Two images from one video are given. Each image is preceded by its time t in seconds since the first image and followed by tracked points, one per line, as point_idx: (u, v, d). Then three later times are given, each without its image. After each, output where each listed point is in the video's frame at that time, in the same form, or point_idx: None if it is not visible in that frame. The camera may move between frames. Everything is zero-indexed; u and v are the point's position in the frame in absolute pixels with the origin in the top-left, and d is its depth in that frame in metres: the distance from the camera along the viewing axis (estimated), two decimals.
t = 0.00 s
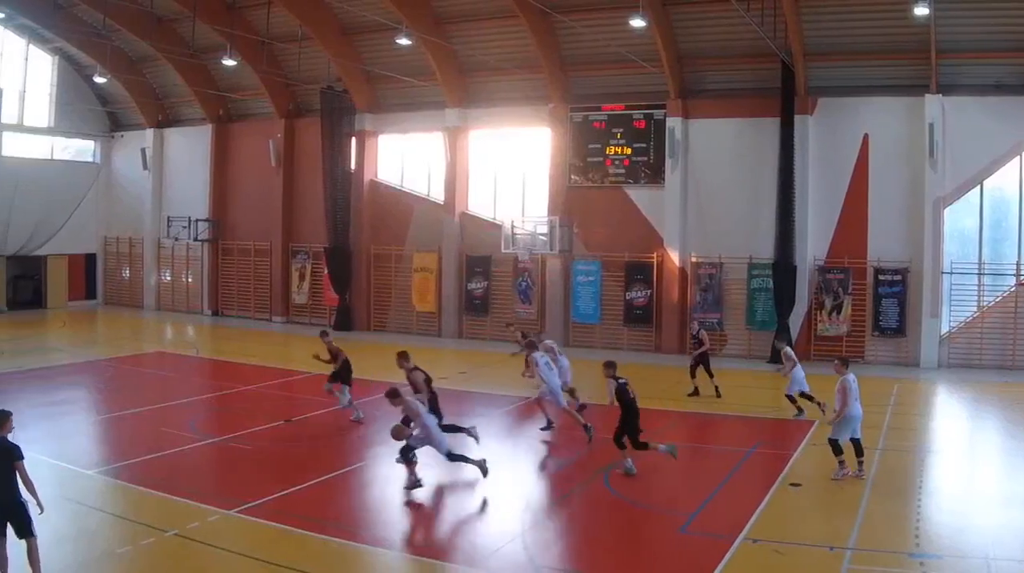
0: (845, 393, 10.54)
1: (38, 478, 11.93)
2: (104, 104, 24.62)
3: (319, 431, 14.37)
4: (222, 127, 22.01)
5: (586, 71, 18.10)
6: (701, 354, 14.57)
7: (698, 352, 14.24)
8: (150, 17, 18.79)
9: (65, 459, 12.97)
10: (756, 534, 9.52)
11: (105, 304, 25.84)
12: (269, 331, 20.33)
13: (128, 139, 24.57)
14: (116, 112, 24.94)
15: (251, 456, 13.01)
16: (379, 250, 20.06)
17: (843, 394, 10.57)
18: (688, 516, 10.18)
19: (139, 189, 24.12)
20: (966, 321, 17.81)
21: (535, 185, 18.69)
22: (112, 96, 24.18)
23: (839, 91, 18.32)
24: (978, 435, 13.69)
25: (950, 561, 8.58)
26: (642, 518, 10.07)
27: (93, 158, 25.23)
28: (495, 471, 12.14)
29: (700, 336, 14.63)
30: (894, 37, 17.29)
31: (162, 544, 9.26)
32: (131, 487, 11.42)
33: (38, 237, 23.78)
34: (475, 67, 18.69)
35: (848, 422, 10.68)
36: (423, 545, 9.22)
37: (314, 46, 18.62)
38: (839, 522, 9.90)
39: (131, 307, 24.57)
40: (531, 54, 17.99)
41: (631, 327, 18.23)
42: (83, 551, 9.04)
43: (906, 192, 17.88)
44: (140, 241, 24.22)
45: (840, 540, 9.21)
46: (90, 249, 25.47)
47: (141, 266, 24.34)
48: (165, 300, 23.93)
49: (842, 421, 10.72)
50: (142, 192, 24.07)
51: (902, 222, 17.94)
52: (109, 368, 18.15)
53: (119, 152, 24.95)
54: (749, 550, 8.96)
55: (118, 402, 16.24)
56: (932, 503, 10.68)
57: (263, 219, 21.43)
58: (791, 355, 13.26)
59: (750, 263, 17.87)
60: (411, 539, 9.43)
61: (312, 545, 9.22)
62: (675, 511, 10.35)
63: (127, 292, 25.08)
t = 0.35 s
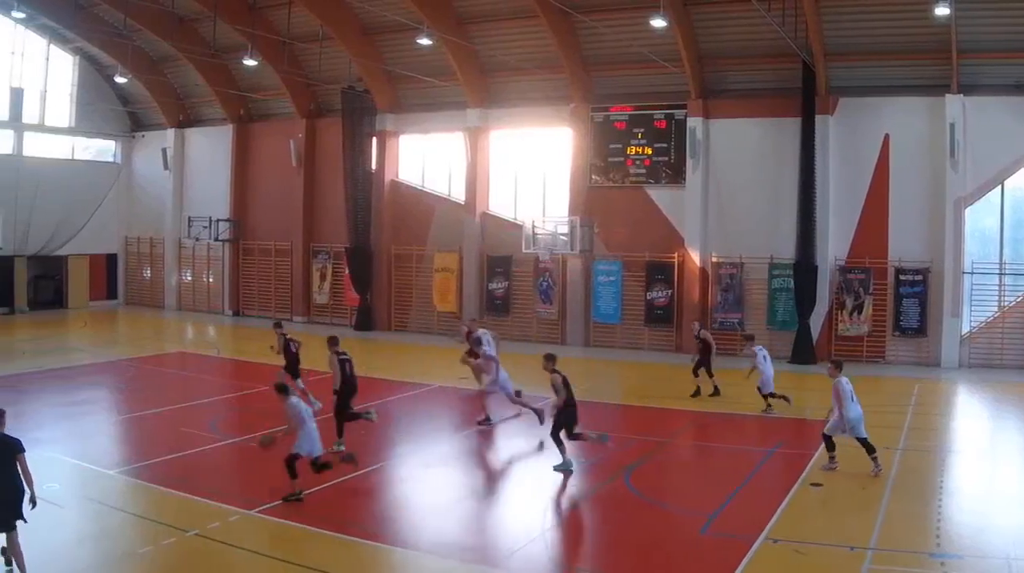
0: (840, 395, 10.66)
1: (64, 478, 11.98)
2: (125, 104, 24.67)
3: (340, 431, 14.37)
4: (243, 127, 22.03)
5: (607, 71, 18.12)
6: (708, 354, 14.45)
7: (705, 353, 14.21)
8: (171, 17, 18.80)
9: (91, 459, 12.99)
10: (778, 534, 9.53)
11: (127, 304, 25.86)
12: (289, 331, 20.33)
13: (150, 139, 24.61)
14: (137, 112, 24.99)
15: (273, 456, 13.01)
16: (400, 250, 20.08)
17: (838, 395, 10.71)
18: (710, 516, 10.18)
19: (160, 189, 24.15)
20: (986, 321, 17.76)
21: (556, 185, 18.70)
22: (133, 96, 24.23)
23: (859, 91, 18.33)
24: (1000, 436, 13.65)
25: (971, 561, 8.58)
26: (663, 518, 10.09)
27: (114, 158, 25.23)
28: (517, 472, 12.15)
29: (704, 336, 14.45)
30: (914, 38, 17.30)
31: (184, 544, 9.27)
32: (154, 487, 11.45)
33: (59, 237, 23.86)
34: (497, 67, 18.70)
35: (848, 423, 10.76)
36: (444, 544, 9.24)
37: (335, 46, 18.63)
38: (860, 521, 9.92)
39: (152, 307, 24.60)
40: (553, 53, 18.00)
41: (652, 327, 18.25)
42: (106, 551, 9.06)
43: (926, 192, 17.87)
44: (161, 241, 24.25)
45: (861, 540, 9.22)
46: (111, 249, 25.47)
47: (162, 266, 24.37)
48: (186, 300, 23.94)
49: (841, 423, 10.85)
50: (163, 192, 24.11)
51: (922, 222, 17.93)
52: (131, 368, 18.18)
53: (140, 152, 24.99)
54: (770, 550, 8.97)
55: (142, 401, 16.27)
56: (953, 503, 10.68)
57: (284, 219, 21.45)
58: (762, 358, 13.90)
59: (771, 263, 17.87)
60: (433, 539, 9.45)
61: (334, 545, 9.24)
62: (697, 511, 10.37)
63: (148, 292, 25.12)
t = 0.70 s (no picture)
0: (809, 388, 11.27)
1: (83, 478, 11.98)
2: (143, 104, 24.67)
3: (359, 431, 14.36)
4: (261, 127, 22.01)
5: (626, 71, 18.11)
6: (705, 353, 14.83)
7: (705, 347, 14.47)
8: (189, 17, 18.78)
9: (111, 457, 12.96)
10: (796, 534, 9.53)
11: (144, 304, 25.85)
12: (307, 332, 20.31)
13: (168, 139, 24.61)
14: (155, 112, 25.00)
15: (293, 456, 13.00)
16: (418, 250, 20.08)
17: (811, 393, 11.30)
18: (729, 516, 10.18)
19: (179, 189, 24.15)
20: (1004, 321, 17.66)
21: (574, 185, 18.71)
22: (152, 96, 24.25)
23: (878, 91, 18.29)
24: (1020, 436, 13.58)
25: (990, 561, 8.57)
26: (681, 518, 10.09)
27: (131, 159, 25.21)
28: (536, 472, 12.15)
29: (695, 335, 14.73)
30: (932, 37, 17.27)
31: (203, 544, 9.26)
32: (172, 486, 11.45)
33: (77, 237, 23.76)
34: (515, 67, 18.70)
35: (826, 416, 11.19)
36: (461, 545, 9.23)
37: (353, 45, 18.63)
38: (878, 521, 9.91)
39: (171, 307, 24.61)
40: (571, 53, 17.98)
41: (670, 327, 18.27)
42: (125, 551, 9.06)
43: (944, 192, 17.81)
44: (179, 241, 24.26)
45: (880, 540, 9.21)
46: (128, 249, 25.45)
47: (180, 265, 24.37)
48: (205, 300, 23.93)
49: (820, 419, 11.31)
50: (181, 192, 24.10)
51: (940, 222, 17.86)
52: (149, 368, 18.19)
53: (158, 152, 25.00)
54: (789, 550, 8.96)
55: (161, 402, 16.28)
56: (973, 503, 10.66)
57: (302, 218, 21.45)
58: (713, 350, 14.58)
59: (790, 263, 17.86)
60: (450, 539, 9.45)
61: (352, 546, 9.23)
62: (716, 511, 10.36)
63: (166, 292, 25.12)
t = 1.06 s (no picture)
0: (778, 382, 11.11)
1: (104, 478, 11.99)
2: (162, 104, 24.70)
3: (379, 431, 14.35)
4: (281, 127, 22.04)
5: (646, 71, 18.11)
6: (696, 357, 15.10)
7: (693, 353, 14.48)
8: (209, 17, 18.79)
9: (130, 462, 13.02)
10: (816, 534, 9.53)
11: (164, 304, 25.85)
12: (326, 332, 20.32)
13: (187, 139, 24.63)
14: (174, 112, 25.02)
15: (313, 456, 13.01)
16: (438, 250, 20.10)
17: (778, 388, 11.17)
18: (747, 516, 10.18)
19: (198, 190, 24.16)
20: None
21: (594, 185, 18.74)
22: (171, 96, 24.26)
23: (897, 91, 18.27)
24: None
25: (1010, 562, 8.57)
26: (701, 518, 10.09)
27: (152, 158, 25.23)
28: (554, 472, 12.16)
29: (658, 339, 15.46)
30: (951, 38, 17.25)
31: (222, 543, 9.27)
32: (192, 487, 11.45)
33: (95, 238, 23.91)
34: (535, 67, 18.70)
35: (791, 412, 11.28)
36: (480, 545, 9.23)
37: (373, 46, 18.65)
38: (897, 521, 9.92)
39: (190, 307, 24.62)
40: (591, 53, 17.98)
41: (689, 327, 18.29)
42: (147, 550, 9.07)
43: (962, 192, 17.78)
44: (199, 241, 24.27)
45: (899, 540, 9.21)
46: (148, 249, 25.46)
47: (199, 266, 24.38)
48: (224, 300, 23.93)
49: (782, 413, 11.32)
50: (200, 193, 24.11)
51: (958, 222, 17.83)
52: (168, 368, 18.21)
53: (178, 152, 25.01)
54: (809, 550, 8.96)
55: (181, 401, 16.30)
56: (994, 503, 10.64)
57: (321, 219, 21.47)
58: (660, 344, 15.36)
59: (809, 263, 17.86)
60: (470, 539, 9.45)
61: (372, 546, 9.23)
62: (735, 511, 10.36)
63: (186, 292, 25.14)
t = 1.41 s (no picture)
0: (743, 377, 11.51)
1: (124, 478, 12.00)
2: (182, 104, 24.72)
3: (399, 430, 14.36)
4: (301, 127, 22.06)
5: (666, 71, 18.10)
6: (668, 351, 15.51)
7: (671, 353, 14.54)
8: (229, 17, 18.81)
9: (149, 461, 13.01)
10: (835, 534, 9.54)
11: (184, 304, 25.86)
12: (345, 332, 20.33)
13: (207, 139, 24.63)
14: (194, 112, 25.03)
15: (332, 456, 13.01)
16: (458, 250, 20.11)
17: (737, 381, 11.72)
18: (767, 516, 10.17)
19: (217, 189, 24.19)
20: None
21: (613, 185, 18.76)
22: (191, 96, 24.28)
23: (917, 91, 18.22)
24: None
25: None
26: (720, 518, 10.09)
27: (171, 159, 25.23)
28: (573, 472, 12.19)
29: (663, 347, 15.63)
30: (971, 37, 17.17)
31: (242, 544, 9.28)
32: (211, 487, 11.44)
33: (116, 237, 23.70)
34: (554, 67, 18.71)
35: (751, 406, 11.57)
36: (500, 544, 9.23)
37: (392, 45, 18.64)
38: (917, 521, 9.91)
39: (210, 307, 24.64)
40: (611, 53, 17.97)
41: (708, 327, 18.27)
42: (166, 550, 9.07)
43: (982, 192, 17.72)
44: (219, 241, 24.31)
45: (919, 540, 9.22)
46: (168, 249, 25.47)
47: (219, 266, 24.42)
48: (243, 300, 23.96)
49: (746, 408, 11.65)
50: (219, 192, 24.14)
51: (978, 222, 17.78)
52: (189, 368, 18.25)
53: (198, 152, 25.01)
54: (829, 550, 8.96)
55: (202, 401, 16.34)
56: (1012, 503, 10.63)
57: (341, 219, 21.49)
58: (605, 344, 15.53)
59: (829, 263, 17.85)
60: (490, 539, 9.46)
61: (391, 546, 9.23)
62: (755, 511, 10.36)
63: (206, 292, 25.17)
